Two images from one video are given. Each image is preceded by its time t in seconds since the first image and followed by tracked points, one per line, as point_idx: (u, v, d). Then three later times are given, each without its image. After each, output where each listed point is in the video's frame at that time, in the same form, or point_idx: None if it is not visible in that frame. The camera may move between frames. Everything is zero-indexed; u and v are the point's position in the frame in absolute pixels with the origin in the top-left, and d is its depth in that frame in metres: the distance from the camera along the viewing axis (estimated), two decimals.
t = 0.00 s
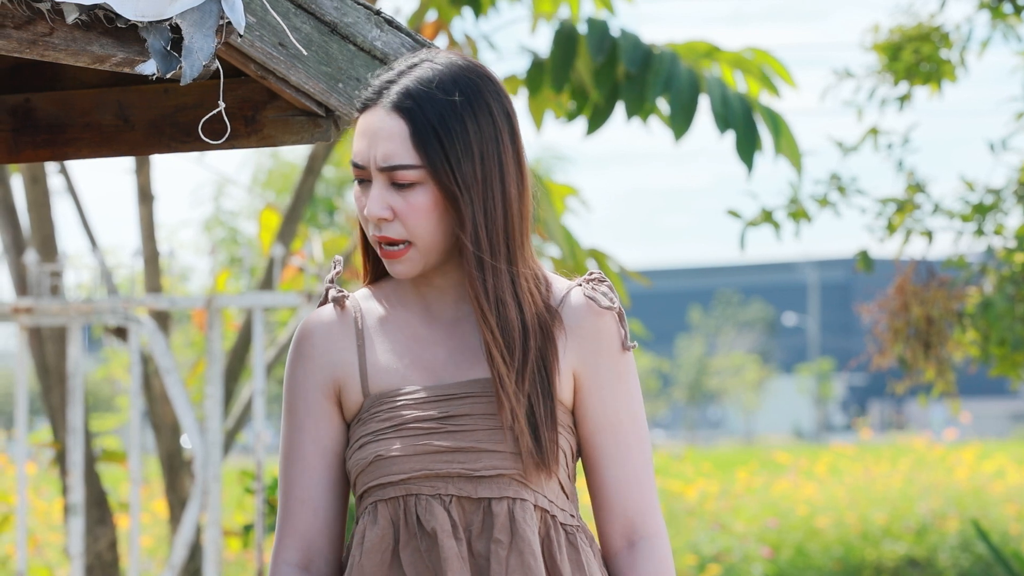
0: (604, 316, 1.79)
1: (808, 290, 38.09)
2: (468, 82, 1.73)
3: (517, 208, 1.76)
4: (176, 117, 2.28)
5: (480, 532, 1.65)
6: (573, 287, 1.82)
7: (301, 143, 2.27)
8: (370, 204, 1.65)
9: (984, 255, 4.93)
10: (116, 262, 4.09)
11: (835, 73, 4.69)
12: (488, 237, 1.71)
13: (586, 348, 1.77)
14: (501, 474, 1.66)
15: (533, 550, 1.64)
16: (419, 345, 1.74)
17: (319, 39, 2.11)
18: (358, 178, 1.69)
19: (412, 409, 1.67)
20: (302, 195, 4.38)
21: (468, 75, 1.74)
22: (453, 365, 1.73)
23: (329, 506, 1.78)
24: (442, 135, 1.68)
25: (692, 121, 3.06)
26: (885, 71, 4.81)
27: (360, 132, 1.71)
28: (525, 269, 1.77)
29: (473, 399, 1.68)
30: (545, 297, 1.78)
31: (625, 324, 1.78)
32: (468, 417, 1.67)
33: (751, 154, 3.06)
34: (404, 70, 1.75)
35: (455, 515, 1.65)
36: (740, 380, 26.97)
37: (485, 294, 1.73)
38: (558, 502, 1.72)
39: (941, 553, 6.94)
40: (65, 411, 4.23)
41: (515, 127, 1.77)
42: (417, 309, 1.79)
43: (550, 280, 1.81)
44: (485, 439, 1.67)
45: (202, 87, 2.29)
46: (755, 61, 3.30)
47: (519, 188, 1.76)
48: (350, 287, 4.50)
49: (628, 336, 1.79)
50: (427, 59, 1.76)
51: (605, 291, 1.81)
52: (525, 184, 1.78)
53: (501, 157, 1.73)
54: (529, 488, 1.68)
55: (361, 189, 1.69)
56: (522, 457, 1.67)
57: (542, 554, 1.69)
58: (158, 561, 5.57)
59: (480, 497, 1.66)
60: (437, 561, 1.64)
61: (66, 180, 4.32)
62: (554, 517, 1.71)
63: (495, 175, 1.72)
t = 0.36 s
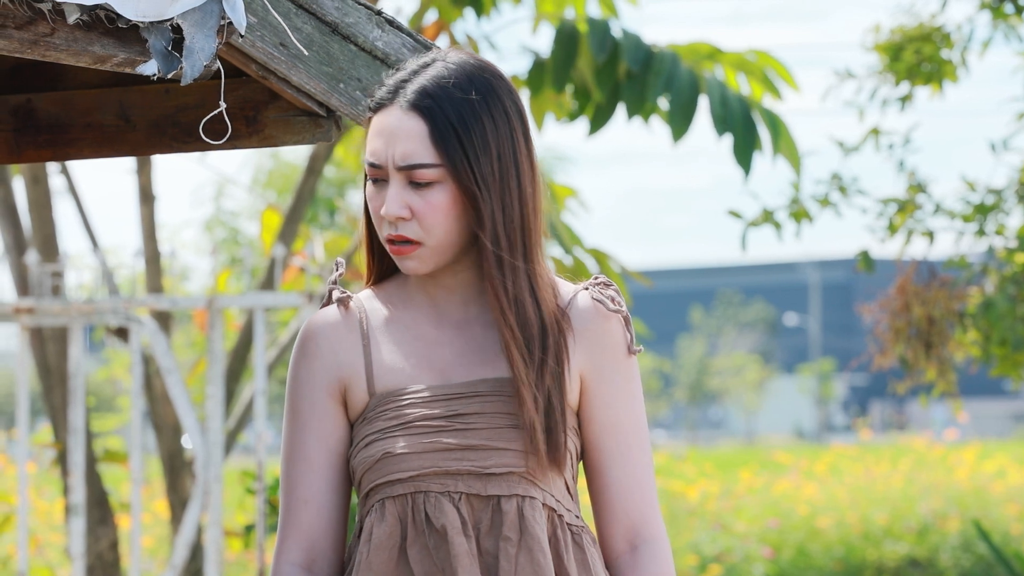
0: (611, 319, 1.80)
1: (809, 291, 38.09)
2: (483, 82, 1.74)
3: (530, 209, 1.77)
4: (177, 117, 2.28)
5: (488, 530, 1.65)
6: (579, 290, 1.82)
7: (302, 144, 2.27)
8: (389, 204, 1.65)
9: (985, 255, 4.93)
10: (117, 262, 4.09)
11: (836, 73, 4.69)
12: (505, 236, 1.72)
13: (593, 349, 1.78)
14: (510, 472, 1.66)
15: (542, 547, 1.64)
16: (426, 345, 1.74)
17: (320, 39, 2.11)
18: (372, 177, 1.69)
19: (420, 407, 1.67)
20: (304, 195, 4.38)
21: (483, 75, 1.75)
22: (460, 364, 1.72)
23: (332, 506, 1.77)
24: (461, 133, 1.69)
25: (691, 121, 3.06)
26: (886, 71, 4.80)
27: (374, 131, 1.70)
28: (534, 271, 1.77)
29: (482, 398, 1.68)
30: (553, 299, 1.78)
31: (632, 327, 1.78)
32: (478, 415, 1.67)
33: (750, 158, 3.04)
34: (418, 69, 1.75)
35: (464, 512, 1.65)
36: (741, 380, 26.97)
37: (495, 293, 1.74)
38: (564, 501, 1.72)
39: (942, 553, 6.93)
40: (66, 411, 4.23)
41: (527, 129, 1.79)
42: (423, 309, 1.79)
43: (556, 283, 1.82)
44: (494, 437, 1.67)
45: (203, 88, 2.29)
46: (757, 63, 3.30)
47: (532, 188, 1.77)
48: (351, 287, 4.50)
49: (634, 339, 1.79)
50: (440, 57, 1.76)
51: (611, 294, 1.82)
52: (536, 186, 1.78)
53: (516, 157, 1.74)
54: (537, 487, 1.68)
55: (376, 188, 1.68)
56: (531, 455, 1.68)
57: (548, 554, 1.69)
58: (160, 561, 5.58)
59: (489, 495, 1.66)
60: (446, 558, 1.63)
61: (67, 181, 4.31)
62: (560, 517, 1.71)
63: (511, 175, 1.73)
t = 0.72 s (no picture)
0: (614, 319, 1.80)
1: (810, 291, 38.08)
2: (494, 81, 1.74)
3: (538, 209, 1.77)
4: (178, 117, 2.28)
5: (492, 527, 1.65)
6: (583, 291, 1.82)
7: (302, 144, 2.27)
8: (401, 203, 1.65)
9: (986, 255, 4.93)
10: (118, 262, 4.08)
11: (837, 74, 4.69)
12: (515, 235, 1.72)
13: (597, 349, 1.78)
14: (514, 469, 1.66)
15: (545, 545, 1.64)
16: (431, 345, 1.74)
17: (320, 39, 2.11)
18: (383, 176, 1.68)
19: (425, 405, 1.67)
20: (304, 195, 4.38)
21: (494, 74, 1.75)
22: (465, 363, 1.72)
23: (337, 506, 1.77)
24: (473, 132, 1.69)
25: (694, 118, 3.06)
26: (887, 71, 4.80)
27: (385, 131, 1.70)
28: (539, 272, 1.77)
29: (486, 396, 1.68)
30: (558, 300, 1.79)
31: (636, 328, 1.78)
32: (482, 413, 1.67)
33: (754, 151, 3.05)
34: (427, 68, 1.75)
35: (467, 510, 1.64)
36: (742, 380, 26.96)
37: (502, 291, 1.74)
38: (567, 500, 1.72)
39: (943, 553, 6.93)
40: (66, 411, 4.23)
41: (535, 129, 1.79)
42: (429, 309, 1.79)
43: (561, 284, 1.82)
44: (498, 434, 1.66)
45: (204, 88, 2.29)
46: (757, 61, 3.31)
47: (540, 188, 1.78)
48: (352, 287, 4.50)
49: (638, 340, 1.79)
50: (449, 57, 1.76)
51: (615, 295, 1.82)
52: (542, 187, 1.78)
53: (525, 157, 1.75)
54: (540, 485, 1.68)
55: (387, 188, 1.68)
56: (535, 454, 1.68)
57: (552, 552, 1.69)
58: (161, 561, 5.59)
59: (492, 492, 1.65)
60: (449, 555, 1.63)
61: (68, 181, 4.32)
62: (564, 515, 1.71)
63: (521, 175, 1.74)
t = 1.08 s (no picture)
0: (617, 317, 1.80)
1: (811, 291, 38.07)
2: (502, 80, 1.75)
3: (544, 208, 1.78)
4: (180, 117, 2.28)
5: (492, 524, 1.65)
6: (586, 290, 1.82)
7: (304, 144, 2.27)
8: (410, 199, 1.64)
9: (988, 255, 4.93)
10: (120, 262, 4.09)
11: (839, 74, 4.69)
12: (522, 233, 1.73)
13: (599, 348, 1.78)
14: (516, 466, 1.66)
15: (546, 542, 1.64)
16: (433, 344, 1.74)
17: (322, 39, 2.11)
18: (391, 172, 1.68)
19: (427, 403, 1.67)
20: (306, 195, 4.38)
21: (503, 74, 1.75)
22: (469, 361, 1.72)
23: (340, 507, 1.77)
24: (483, 129, 1.69)
25: (696, 119, 3.06)
26: (889, 72, 4.80)
27: (393, 128, 1.70)
28: (544, 270, 1.77)
29: (488, 394, 1.68)
30: (561, 298, 1.79)
31: (638, 327, 1.78)
32: (484, 411, 1.67)
33: (755, 153, 3.05)
34: (435, 66, 1.75)
35: (468, 507, 1.64)
36: (743, 381, 26.95)
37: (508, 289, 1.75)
38: (569, 498, 1.72)
39: (945, 553, 6.93)
40: (69, 411, 4.23)
41: (541, 129, 1.80)
42: (432, 309, 1.79)
43: (563, 284, 1.82)
44: (500, 432, 1.66)
45: (206, 88, 2.29)
46: (760, 62, 3.30)
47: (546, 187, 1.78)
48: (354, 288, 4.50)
49: (640, 339, 1.79)
50: (457, 56, 1.77)
51: (618, 293, 1.82)
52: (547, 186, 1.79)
53: (532, 155, 1.76)
54: (542, 482, 1.68)
55: (395, 184, 1.68)
56: (537, 451, 1.67)
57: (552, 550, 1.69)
58: (162, 561, 5.59)
59: (493, 489, 1.65)
60: (450, 552, 1.63)
61: (70, 181, 4.32)
62: (565, 514, 1.71)
63: (528, 173, 1.74)
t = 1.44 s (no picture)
0: (619, 317, 1.80)
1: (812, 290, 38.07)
2: (510, 80, 1.75)
3: (549, 208, 1.78)
4: (181, 117, 2.28)
5: (498, 523, 1.65)
6: (588, 290, 1.82)
7: (305, 144, 2.27)
8: (416, 197, 1.64)
9: (989, 255, 4.92)
10: (121, 262, 4.09)
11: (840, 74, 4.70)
12: (527, 233, 1.73)
13: (602, 348, 1.78)
14: (521, 464, 1.66)
15: (552, 540, 1.64)
16: (435, 342, 1.74)
17: (323, 39, 2.11)
18: (397, 169, 1.68)
19: (432, 401, 1.67)
20: (306, 195, 4.38)
21: (511, 74, 1.76)
22: (472, 360, 1.72)
23: (342, 506, 1.77)
24: (490, 128, 1.69)
25: (696, 119, 3.05)
26: (890, 71, 4.80)
27: (400, 126, 1.70)
28: (548, 270, 1.77)
29: (493, 393, 1.68)
30: (564, 298, 1.79)
31: (640, 327, 1.79)
32: (489, 410, 1.67)
33: (756, 151, 3.05)
34: (442, 65, 1.75)
35: (474, 505, 1.64)
36: (744, 381, 26.95)
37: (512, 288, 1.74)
38: (573, 497, 1.72)
39: (946, 553, 6.93)
40: (70, 410, 4.23)
41: (547, 131, 1.80)
42: (435, 308, 1.79)
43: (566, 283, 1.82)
44: (505, 431, 1.66)
45: (207, 88, 2.29)
46: (761, 63, 3.29)
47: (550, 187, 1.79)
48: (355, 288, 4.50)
49: (642, 339, 1.79)
50: (465, 56, 1.77)
51: (621, 294, 1.82)
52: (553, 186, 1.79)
53: (539, 156, 1.76)
54: (547, 481, 1.68)
55: (401, 181, 1.67)
56: (542, 451, 1.68)
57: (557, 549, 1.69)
58: (163, 561, 5.60)
59: (499, 487, 1.65)
60: (455, 551, 1.63)
61: (71, 181, 4.32)
62: (570, 513, 1.71)
63: (534, 173, 1.74)
